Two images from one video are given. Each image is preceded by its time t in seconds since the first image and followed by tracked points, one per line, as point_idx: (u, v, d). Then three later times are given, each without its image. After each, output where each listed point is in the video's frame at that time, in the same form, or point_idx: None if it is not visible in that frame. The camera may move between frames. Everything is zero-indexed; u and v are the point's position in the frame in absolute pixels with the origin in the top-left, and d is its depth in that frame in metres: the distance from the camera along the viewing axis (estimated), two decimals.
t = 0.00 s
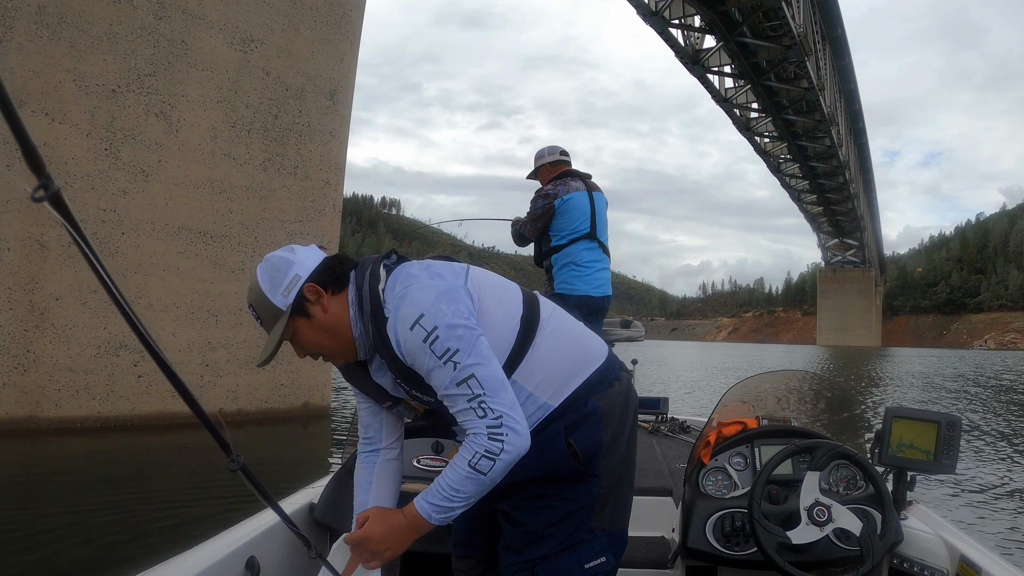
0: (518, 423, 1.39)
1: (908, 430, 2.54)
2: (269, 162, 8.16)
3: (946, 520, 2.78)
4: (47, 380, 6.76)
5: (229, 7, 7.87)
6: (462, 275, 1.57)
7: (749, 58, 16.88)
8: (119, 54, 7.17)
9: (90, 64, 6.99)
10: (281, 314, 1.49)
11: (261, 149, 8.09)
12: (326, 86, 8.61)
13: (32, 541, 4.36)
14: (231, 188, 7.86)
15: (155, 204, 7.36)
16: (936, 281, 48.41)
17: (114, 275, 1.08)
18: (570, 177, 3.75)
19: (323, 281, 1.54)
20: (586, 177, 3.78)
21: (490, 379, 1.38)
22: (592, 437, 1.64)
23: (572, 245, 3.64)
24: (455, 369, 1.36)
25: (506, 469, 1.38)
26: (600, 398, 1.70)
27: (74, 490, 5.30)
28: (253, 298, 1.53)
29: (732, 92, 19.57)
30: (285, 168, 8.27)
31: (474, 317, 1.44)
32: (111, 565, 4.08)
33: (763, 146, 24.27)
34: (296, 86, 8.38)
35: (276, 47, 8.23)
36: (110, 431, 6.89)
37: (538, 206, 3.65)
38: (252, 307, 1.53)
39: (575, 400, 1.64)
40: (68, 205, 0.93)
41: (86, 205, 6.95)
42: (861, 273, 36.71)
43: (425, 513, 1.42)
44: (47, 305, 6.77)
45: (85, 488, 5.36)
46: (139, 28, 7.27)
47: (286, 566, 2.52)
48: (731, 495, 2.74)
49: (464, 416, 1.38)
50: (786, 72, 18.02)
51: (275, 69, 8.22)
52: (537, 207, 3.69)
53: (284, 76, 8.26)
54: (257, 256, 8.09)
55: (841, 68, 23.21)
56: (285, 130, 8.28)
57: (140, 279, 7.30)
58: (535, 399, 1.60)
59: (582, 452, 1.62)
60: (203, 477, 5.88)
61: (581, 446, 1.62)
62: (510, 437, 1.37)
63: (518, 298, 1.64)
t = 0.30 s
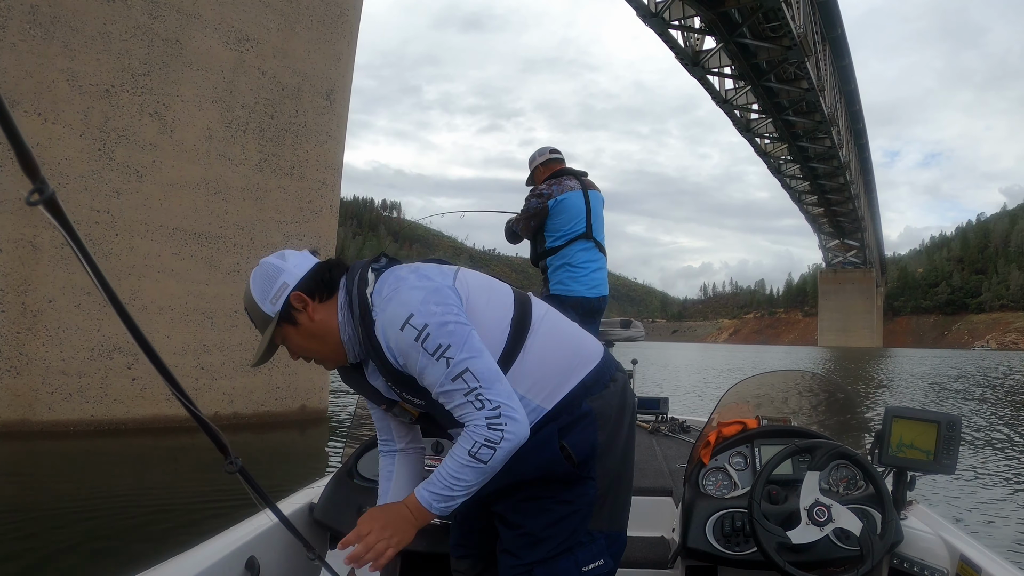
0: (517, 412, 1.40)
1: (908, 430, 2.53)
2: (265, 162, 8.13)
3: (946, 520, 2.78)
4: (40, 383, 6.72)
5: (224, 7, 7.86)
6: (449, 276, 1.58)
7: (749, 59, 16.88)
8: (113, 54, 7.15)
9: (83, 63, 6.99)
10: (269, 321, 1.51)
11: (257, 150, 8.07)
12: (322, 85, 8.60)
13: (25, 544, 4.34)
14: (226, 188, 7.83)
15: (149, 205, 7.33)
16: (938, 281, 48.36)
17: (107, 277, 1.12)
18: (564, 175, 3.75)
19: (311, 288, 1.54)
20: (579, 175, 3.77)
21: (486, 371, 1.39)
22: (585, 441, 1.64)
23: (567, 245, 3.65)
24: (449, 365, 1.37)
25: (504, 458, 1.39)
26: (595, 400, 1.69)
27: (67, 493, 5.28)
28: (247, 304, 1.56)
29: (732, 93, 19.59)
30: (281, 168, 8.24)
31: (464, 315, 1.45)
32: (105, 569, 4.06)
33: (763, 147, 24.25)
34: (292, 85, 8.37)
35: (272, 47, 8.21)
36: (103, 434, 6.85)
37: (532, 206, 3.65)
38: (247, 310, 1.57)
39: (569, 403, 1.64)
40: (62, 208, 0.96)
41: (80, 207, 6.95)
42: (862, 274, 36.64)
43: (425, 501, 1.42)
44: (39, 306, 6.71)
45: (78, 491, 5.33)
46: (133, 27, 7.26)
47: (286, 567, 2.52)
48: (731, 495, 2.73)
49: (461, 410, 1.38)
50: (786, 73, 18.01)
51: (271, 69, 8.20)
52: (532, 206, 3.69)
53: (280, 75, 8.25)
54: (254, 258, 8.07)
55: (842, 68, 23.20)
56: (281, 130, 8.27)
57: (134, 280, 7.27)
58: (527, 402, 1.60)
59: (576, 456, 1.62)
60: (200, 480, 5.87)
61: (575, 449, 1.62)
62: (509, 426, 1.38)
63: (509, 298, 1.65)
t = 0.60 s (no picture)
0: (372, 484, 1.45)
1: (908, 430, 2.54)
2: (263, 159, 8.12)
3: (946, 520, 2.78)
4: (34, 380, 6.67)
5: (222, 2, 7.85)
6: (421, 307, 1.60)
7: (751, 60, 16.89)
8: (109, 48, 7.07)
9: (79, 58, 6.91)
10: (270, 331, 1.66)
11: (254, 146, 8.05)
12: (321, 82, 8.61)
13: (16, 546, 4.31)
14: (223, 185, 7.78)
15: (144, 202, 7.26)
16: (939, 284, 48.39)
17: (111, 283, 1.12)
18: (569, 176, 3.76)
19: (309, 303, 1.67)
20: (584, 176, 3.78)
21: (367, 433, 1.46)
22: (568, 458, 1.64)
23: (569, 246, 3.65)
24: (350, 411, 1.49)
25: (359, 518, 1.49)
26: (582, 416, 1.68)
27: (62, 493, 5.25)
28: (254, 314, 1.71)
29: (735, 95, 19.57)
30: (280, 165, 8.23)
31: (398, 363, 1.49)
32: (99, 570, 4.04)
33: (766, 149, 24.20)
34: (291, 81, 8.37)
35: (270, 43, 8.22)
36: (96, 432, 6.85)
37: (535, 203, 3.66)
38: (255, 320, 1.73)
39: (553, 420, 1.66)
40: (62, 209, 0.96)
41: (74, 203, 6.87)
42: (864, 276, 36.64)
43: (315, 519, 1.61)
44: (33, 303, 6.65)
45: (72, 493, 5.28)
46: (131, 21, 7.21)
47: (286, 566, 2.52)
48: (731, 495, 2.74)
49: (347, 454, 1.52)
50: (789, 75, 17.98)
51: (270, 65, 8.21)
52: (534, 203, 3.70)
53: (278, 71, 8.25)
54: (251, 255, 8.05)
55: (845, 70, 23.19)
56: (279, 126, 8.26)
57: (129, 277, 7.19)
58: (507, 420, 1.63)
59: (554, 472, 1.62)
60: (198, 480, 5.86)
61: (553, 465, 1.62)
62: (360, 493, 1.46)
63: (486, 321, 1.64)
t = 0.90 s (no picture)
0: (307, 512, 1.52)
1: (909, 431, 2.54)
2: (261, 155, 8.13)
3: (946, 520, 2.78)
4: (26, 378, 6.67)
5: None
6: (391, 348, 1.59)
7: (754, 60, 16.90)
8: (106, 43, 7.08)
9: (74, 52, 6.89)
10: (275, 358, 1.74)
11: (253, 143, 8.06)
12: (320, 78, 8.62)
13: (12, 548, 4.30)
14: (219, 181, 7.77)
15: (139, 199, 7.23)
16: (940, 286, 48.38)
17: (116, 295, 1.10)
18: (577, 184, 3.86)
19: (310, 332, 1.73)
20: (591, 185, 3.91)
21: (311, 465, 1.51)
22: (546, 474, 1.64)
23: (579, 250, 3.75)
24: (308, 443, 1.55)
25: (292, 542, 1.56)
26: (557, 434, 1.68)
27: (57, 493, 5.25)
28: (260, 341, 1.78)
29: (738, 95, 19.57)
30: (277, 162, 8.23)
31: (354, 407, 1.51)
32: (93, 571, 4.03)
33: (768, 149, 24.18)
34: (290, 77, 8.38)
35: (268, 38, 8.23)
36: (91, 432, 6.83)
37: (547, 208, 3.71)
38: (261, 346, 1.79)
39: (533, 437, 1.68)
40: (62, 211, 0.96)
41: (69, 200, 6.81)
42: (865, 277, 36.63)
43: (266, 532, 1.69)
44: (27, 300, 6.65)
45: (67, 493, 5.26)
46: (128, 16, 7.21)
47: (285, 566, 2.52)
48: (731, 495, 2.74)
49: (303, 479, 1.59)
50: (791, 75, 17.98)
51: (268, 61, 8.21)
52: (544, 208, 3.76)
53: (276, 67, 8.26)
54: (248, 253, 8.04)
55: (847, 71, 23.19)
56: (277, 122, 8.26)
57: (123, 274, 7.14)
58: (486, 440, 1.67)
59: (530, 487, 1.64)
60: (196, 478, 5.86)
61: (530, 480, 1.64)
62: (294, 518, 1.54)
63: (458, 352, 1.65)
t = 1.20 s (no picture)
0: (309, 523, 1.52)
1: (909, 430, 2.53)
2: (258, 152, 8.03)
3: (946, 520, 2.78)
4: (21, 376, 6.68)
5: None
6: (394, 359, 1.59)
7: (756, 58, 16.88)
8: (101, 38, 7.08)
9: (69, 46, 6.93)
10: (278, 372, 1.73)
11: (249, 139, 7.96)
12: (319, 74, 8.51)
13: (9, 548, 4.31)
14: (215, 178, 7.69)
15: (133, 196, 7.19)
16: (943, 284, 48.27)
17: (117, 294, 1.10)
18: (587, 190, 3.89)
19: (311, 346, 1.73)
20: (601, 190, 3.94)
21: (315, 477, 1.51)
22: (548, 475, 1.66)
23: (588, 255, 3.80)
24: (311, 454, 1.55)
25: (294, 553, 1.56)
26: (561, 436, 1.69)
27: (55, 491, 5.27)
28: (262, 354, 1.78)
29: (740, 93, 19.57)
30: (275, 159, 8.14)
31: (358, 420, 1.51)
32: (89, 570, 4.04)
33: (770, 148, 24.16)
34: (287, 73, 8.29)
35: (266, 33, 8.15)
36: (86, 431, 6.80)
37: (558, 213, 3.76)
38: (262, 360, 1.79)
39: (537, 439, 1.69)
40: (62, 210, 0.97)
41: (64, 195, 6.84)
42: (868, 276, 36.57)
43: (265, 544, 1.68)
44: (21, 298, 6.66)
45: (62, 493, 5.26)
46: (123, 11, 7.22)
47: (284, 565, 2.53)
48: (731, 495, 2.74)
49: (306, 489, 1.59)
50: (793, 73, 17.97)
51: (265, 56, 8.13)
52: (555, 213, 3.81)
53: (275, 62, 8.19)
54: (245, 251, 7.95)
55: (849, 69, 23.17)
56: (275, 119, 8.16)
57: (118, 271, 7.12)
58: (491, 445, 1.68)
59: (533, 487, 1.66)
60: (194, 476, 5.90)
61: (533, 480, 1.66)
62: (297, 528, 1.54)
63: (461, 361, 1.65)
